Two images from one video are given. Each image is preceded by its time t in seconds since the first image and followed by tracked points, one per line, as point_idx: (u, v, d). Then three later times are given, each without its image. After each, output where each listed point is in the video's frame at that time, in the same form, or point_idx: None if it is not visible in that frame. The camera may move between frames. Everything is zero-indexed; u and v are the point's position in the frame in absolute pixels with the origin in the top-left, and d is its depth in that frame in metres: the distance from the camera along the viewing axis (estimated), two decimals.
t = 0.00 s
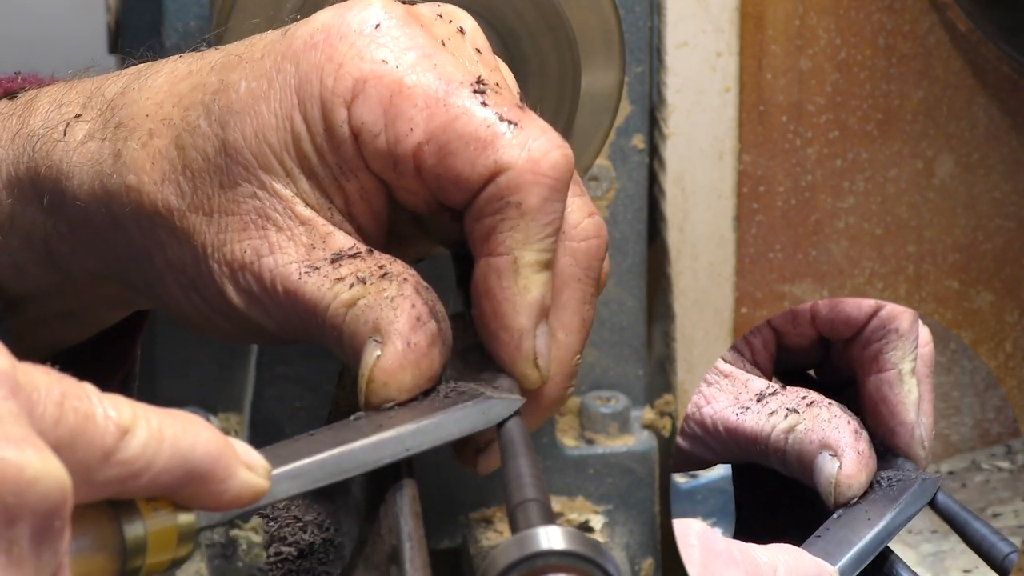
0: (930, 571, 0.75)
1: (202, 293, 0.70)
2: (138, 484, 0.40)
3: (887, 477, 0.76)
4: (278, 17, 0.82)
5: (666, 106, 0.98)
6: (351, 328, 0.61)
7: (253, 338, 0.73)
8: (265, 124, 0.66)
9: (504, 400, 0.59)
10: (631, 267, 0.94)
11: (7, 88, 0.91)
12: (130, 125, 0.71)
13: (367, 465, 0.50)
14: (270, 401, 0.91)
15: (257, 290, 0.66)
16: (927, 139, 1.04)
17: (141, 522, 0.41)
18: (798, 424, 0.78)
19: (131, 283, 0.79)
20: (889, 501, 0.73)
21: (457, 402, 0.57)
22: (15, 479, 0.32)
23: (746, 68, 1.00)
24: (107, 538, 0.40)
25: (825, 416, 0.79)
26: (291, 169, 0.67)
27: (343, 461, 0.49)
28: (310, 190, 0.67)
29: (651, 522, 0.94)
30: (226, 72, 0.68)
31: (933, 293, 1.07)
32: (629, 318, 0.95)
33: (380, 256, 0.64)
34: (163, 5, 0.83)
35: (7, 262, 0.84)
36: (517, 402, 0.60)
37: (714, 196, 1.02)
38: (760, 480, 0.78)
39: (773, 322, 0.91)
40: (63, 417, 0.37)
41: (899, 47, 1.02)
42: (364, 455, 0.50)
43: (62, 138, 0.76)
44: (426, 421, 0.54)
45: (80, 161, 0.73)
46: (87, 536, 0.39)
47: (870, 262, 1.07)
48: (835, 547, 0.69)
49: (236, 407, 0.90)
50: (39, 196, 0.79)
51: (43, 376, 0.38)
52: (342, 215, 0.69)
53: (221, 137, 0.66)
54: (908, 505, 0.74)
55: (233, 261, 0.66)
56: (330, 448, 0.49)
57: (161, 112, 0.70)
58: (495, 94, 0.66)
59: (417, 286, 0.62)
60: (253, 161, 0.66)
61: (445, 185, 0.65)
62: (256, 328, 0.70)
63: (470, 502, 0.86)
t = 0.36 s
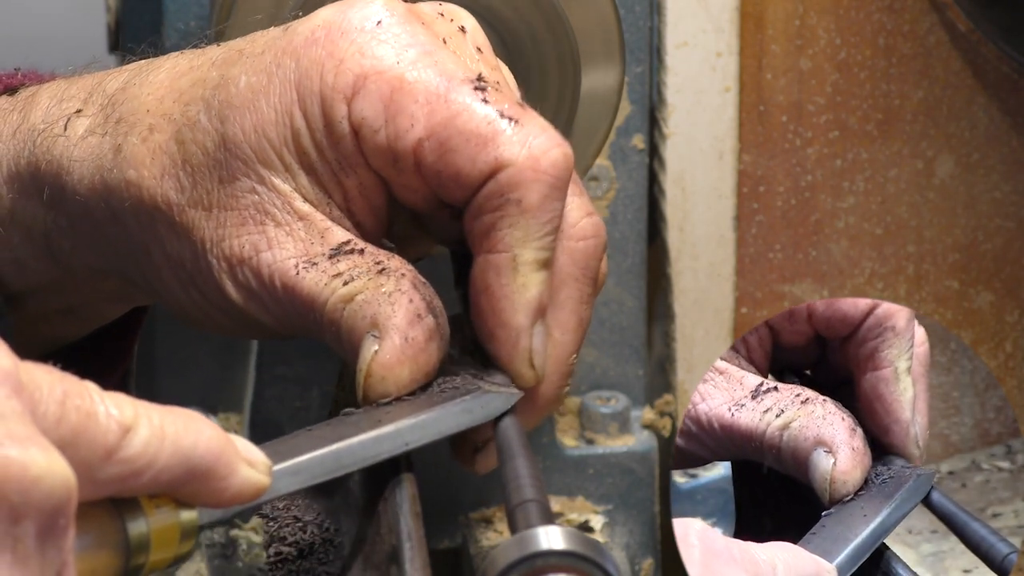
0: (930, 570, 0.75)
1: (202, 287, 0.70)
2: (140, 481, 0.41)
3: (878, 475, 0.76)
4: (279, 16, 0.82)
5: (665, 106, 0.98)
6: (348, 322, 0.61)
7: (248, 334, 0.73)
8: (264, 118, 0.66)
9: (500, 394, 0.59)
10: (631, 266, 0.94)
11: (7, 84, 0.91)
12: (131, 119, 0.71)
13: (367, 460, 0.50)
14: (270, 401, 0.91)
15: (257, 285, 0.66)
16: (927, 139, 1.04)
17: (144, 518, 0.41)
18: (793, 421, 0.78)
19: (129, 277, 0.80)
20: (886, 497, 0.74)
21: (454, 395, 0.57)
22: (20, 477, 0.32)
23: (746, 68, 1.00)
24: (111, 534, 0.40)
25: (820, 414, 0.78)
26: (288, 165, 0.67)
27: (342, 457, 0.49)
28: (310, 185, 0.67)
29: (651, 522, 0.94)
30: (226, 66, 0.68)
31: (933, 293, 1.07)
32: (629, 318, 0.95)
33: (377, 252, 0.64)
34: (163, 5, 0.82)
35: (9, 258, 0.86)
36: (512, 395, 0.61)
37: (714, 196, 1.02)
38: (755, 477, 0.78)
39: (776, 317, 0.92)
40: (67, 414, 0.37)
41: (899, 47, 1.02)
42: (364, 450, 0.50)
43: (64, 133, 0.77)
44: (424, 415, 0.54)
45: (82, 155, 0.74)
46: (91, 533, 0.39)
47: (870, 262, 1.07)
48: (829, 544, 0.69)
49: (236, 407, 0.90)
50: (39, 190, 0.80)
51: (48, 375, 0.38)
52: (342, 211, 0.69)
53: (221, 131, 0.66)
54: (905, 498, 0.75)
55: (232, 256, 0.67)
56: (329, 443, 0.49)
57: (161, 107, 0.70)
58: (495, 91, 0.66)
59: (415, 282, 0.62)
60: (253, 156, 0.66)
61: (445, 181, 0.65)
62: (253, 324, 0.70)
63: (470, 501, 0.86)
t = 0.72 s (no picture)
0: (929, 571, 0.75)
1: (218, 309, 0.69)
2: (144, 489, 0.40)
3: (890, 479, 0.76)
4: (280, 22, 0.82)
5: (666, 106, 0.98)
6: (362, 335, 0.60)
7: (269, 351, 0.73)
8: (295, 131, 0.67)
9: (510, 403, 0.57)
10: (631, 266, 0.94)
11: None
12: (137, 145, 0.71)
13: (372, 469, 0.50)
14: (270, 402, 0.91)
15: (276, 305, 0.65)
16: (927, 139, 1.04)
17: (149, 527, 0.41)
18: (806, 428, 0.78)
19: (137, 301, 0.79)
20: (897, 502, 0.73)
21: (461, 404, 0.56)
22: (20, 484, 0.32)
23: (745, 68, 1.00)
24: (115, 544, 0.40)
25: (833, 419, 0.79)
26: (316, 171, 0.68)
27: (348, 465, 0.49)
28: (336, 197, 0.68)
29: (652, 521, 0.94)
30: (240, 85, 0.70)
31: (933, 293, 1.07)
32: (629, 318, 0.95)
33: (391, 268, 0.63)
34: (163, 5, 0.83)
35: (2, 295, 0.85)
36: (522, 405, 0.58)
37: (714, 197, 1.02)
38: (773, 486, 0.78)
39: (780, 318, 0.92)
40: (67, 422, 0.37)
41: (899, 47, 1.02)
42: (370, 458, 0.50)
43: (62, 166, 0.76)
44: (430, 423, 0.53)
45: (86, 187, 0.73)
46: (94, 541, 0.39)
47: (870, 262, 1.07)
48: (842, 547, 0.69)
49: (236, 407, 0.91)
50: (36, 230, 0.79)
51: (49, 383, 0.38)
52: (369, 224, 0.70)
53: (248, 147, 0.67)
54: (916, 505, 0.74)
55: (249, 274, 0.65)
56: (335, 452, 0.49)
57: (171, 131, 0.70)
58: (523, 79, 0.69)
59: (429, 295, 0.62)
60: (280, 169, 0.67)
61: (477, 169, 0.68)
62: (272, 342, 0.70)
63: (470, 502, 0.85)
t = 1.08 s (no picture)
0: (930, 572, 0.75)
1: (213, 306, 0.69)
2: (151, 482, 0.41)
3: (881, 474, 0.77)
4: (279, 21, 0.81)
5: (665, 106, 0.98)
6: (356, 329, 0.60)
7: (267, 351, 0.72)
8: (278, 128, 0.68)
9: (506, 395, 0.57)
10: (631, 266, 0.94)
11: None
12: (126, 151, 0.71)
13: (373, 461, 0.50)
14: (270, 402, 0.91)
15: (270, 301, 0.65)
16: (927, 139, 1.04)
17: (152, 520, 0.41)
18: (796, 424, 0.79)
19: (134, 306, 0.79)
20: (889, 497, 0.74)
21: (458, 395, 0.56)
22: (33, 479, 0.32)
23: (745, 68, 1.00)
24: (119, 537, 0.40)
25: (822, 415, 0.80)
26: (303, 167, 0.68)
27: (349, 457, 0.49)
28: (322, 191, 0.68)
29: (652, 522, 0.94)
30: (223, 85, 0.70)
31: (933, 293, 1.07)
32: (629, 318, 0.95)
33: (383, 261, 0.64)
34: (163, 5, 0.83)
35: None
36: (518, 397, 0.58)
37: (714, 197, 1.02)
38: (765, 482, 0.79)
39: (776, 321, 0.93)
40: (77, 414, 0.38)
41: (899, 47, 1.02)
42: (370, 451, 0.50)
43: (57, 175, 0.76)
44: (428, 415, 0.53)
45: (80, 195, 0.73)
46: (99, 535, 0.39)
47: (870, 262, 1.07)
48: (835, 543, 0.70)
49: (236, 408, 0.91)
50: (34, 237, 0.79)
51: (57, 376, 0.38)
52: (358, 217, 0.70)
53: (232, 148, 0.68)
54: (909, 501, 0.75)
55: (243, 274, 0.66)
56: (333, 444, 0.49)
57: (160, 135, 0.71)
58: (501, 70, 0.68)
59: (421, 285, 0.62)
60: (265, 168, 0.67)
61: (455, 162, 0.67)
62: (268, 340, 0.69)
63: (470, 502, 0.85)
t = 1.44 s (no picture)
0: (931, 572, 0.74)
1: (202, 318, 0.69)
2: (154, 482, 0.41)
3: (877, 471, 0.76)
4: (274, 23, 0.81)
5: (665, 106, 0.98)
6: (352, 325, 0.60)
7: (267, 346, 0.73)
8: (267, 129, 0.67)
9: (505, 390, 0.57)
10: (631, 266, 0.94)
11: None
12: (120, 150, 0.71)
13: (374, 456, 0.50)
14: (270, 402, 0.91)
15: (263, 298, 0.65)
16: (927, 139, 1.04)
17: (155, 519, 0.41)
18: (790, 422, 0.78)
19: (128, 305, 0.79)
20: (885, 494, 0.74)
21: (457, 392, 0.56)
22: (39, 482, 0.32)
23: (745, 68, 1.00)
24: (123, 537, 0.40)
25: (816, 413, 0.78)
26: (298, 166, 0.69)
27: (349, 453, 0.49)
28: (312, 191, 0.68)
29: (652, 522, 0.94)
30: (216, 85, 0.69)
31: (933, 293, 1.07)
32: (629, 318, 0.95)
33: (378, 256, 0.64)
34: (163, 5, 0.83)
35: None
36: (517, 393, 0.59)
37: (714, 197, 1.02)
38: (763, 481, 0.78)
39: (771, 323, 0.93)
40: (81, 415, 0.37)
41: (899, 47, 1.02)
42: (370, 447, 0.50)
43: (52, 171, 0.76)
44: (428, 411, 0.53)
45: (74, 192, 0.74)
46: (103, 535, 0.39)
47: (870, 262, 1.07)
48: (834, 540, 0.70)
49: (236, 408, 0.91)
50: (29, 231, 0.79)
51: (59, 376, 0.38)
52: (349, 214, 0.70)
53: (222, 147, 0.67)
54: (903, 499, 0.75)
55: (236, 272, 0.66)
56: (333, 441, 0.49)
57: (153, 134, 0.71)
58: (493, 71, 0.68)
59: (416, 281, 0.62)
60: (255, 168, 0.67)
61: (448, 164, 0.67)
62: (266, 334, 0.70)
63: (470, 502, 0.85)
